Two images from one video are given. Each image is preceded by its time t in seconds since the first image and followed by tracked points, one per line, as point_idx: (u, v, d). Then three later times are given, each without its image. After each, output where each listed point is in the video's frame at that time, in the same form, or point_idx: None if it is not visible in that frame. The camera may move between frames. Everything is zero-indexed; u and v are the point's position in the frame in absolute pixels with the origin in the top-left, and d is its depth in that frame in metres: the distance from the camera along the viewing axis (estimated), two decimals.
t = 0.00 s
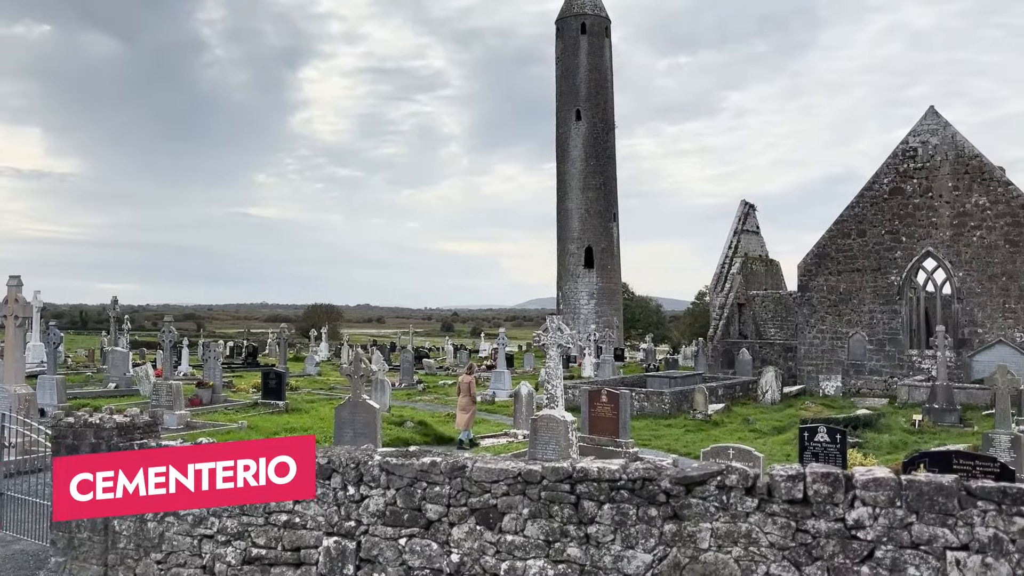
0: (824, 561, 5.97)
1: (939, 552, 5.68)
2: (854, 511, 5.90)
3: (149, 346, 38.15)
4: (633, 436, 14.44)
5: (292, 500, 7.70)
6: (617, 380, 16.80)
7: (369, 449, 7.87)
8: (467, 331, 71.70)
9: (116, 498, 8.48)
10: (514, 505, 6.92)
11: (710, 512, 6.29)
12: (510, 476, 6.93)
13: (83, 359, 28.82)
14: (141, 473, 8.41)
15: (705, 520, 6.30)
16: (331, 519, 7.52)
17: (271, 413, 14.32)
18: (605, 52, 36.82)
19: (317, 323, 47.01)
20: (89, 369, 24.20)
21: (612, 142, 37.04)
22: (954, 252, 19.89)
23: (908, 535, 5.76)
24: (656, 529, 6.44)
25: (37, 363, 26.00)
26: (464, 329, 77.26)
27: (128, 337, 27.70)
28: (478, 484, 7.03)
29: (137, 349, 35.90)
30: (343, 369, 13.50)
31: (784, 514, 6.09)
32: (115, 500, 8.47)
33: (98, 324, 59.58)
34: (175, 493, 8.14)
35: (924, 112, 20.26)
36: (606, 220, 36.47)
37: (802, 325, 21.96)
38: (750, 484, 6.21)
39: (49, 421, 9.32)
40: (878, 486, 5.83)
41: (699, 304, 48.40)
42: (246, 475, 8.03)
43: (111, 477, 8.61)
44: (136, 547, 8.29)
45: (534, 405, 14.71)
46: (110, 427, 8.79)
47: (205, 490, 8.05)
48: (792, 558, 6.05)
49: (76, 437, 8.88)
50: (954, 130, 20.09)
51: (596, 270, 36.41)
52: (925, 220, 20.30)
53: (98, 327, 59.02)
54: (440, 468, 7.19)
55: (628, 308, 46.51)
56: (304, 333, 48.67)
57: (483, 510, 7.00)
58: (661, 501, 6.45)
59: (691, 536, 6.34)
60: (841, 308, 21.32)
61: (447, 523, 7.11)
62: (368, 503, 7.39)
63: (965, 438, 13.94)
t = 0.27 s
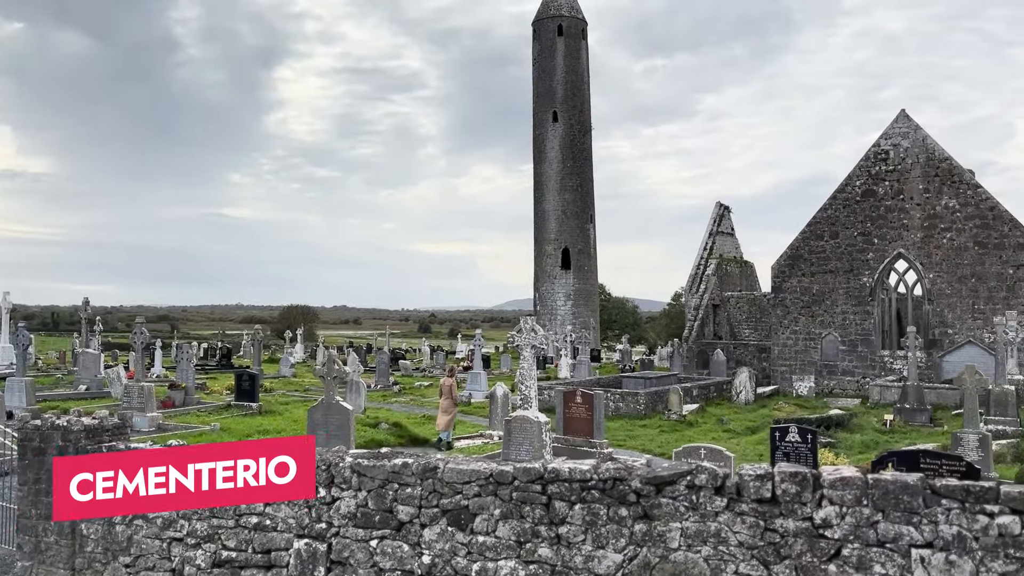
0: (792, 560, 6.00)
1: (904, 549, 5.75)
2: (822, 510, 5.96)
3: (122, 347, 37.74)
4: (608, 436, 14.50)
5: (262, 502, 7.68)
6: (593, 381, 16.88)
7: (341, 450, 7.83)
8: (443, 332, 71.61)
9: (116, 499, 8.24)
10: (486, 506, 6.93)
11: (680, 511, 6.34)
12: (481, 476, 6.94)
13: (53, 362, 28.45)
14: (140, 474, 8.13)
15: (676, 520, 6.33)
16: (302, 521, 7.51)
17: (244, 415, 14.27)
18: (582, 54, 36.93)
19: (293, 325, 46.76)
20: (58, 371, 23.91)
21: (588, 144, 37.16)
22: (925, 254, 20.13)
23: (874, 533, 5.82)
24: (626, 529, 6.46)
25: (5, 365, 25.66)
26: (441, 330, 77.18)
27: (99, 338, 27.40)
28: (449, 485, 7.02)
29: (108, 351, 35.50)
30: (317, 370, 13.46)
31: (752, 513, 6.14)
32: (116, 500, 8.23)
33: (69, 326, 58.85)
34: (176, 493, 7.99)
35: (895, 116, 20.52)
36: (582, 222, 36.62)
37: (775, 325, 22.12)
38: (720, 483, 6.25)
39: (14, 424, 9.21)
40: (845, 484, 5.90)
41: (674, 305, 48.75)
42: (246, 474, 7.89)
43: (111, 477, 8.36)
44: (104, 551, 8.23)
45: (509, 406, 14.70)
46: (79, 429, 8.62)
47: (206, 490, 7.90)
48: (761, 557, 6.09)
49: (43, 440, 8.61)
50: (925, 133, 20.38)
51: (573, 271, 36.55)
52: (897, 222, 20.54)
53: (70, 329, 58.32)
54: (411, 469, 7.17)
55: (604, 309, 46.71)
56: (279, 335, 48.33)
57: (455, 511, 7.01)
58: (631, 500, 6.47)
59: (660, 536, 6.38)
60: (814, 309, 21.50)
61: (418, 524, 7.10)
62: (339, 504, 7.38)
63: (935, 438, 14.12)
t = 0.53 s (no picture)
0: (760, 560, 6.10)
1: (870, 548, 5.88)
2: (789, 510, 6.05)
3: (95, 350, 37.41)
4: (582, 437, 14.51)
5: (231, 505, 7.61)
6: (569, 383, 16.95)
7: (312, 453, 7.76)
8: (421, 334, 71.53)
9: (116, 499, 8.12)
10: (456, 508, 6.94)
11: (650, 512, 6.39)
12: (452, 478, 6.96)
13: (23, 365, 28.17)
14: (140, 473, 8.03)
15: (646, 520, 6.40)
16: (271, 524, 7.45)
17: (216, 418, 14.21)
18: (558, 56, 37.00)
19: (268, 326, 46.58)
20: (28, 374, 23.70)
21: (565, 146, 37.24)
22: (896, 256, 20.36)
23: (840, 533, 5.93)
24: (596, 530, 6.51)
25: None
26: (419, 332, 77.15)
27: (70, 341, 27.17)
28: (420, 487, 7.04)
29: (80, 354, 35.20)
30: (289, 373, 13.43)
31: (721, 513, 6.22)
32: (116, 500, 8.11)
33: (41, 329, 58.26)
34: (175, 493, 7.84)
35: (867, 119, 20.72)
36: (559, 223, 36.74)
37: (749, 327, 22.29)
38: (689, 484, 6.32)
39: None
40: (812, 484, 6.00)
41: (650, 307, 49.08)
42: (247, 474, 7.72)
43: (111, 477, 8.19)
44: (70, 556, 8.20)
45: (484, 407, 14.69)
46: (44, 433, 8.84)
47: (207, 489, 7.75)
48: (729, 557, 6.18)
49: (8, 443, 8.90)
50: (896, 137, 20.61)
51: (550, 273, 36.64)
52: (869, 224, 20.75)
53: (41, 331, 57.74)
54: (382, 471, 7.16)
55: (581, 310, 46.91)
56: (255, 337, 48.05)
57: (425, 514, 7.01)
58: (601, 501, 6.53)
59: (630, 536, 6.42)
60: (787, 310, 21.67)
61: (389, 526, 7.09)
62: (309, 507, 7.34)
63: (906, 438, 14.25)
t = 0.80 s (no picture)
0: (730, 560, 6.10)
1: (838, 548, 5.88)
2: (759, 510, 6.06)
3: (66, 353, 36.96)
4: (558, 439, 14.51)
5: (201, 509, 7.55)
6: (545, 385, 17.02)
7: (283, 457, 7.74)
8: (399, 336, 71.36)
9: (116, 499, 7.85)
10: (428, 511, 6.92)
11: (621, 513, 6.41)
12: (424, 481, 6.93)
13: None
14: (140, 473, 7.81)
15: (618, 522, 6.41)
16: (241, 528, 7.41)
17: (189, 421, 14.11)
18: (536, 57, 37.03)
19: (243, 328, 46.28)
20: None
21: (542, 147, 37.32)
22: (870, 257, 20.58)
23: (809, 532, 5.94)
24: (568, 531, 6.52)
25: None
26: (397, 334, 77.01)
27: (39, 344, 26.82)
28: (392, 490, 7.02)
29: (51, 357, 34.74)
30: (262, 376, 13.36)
31: (692, 513, 6.23)
32: (115, 500, 7.85)
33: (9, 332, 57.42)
34: (176, 493, 7.68)
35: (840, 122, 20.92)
36: (536, 225, 36.82)
37: (725, 328, 22.47)
38: (660, 485, 6.34)
39: None
40: (781, 484, 6.01)
41: (627, 308, 49.34)
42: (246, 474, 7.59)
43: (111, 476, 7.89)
44: (37, 561, 8.06)
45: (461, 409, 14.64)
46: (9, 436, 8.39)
47: (205, 490, 7.60)
48: (700, 557, 6.19)
49: None
50: (869, 139, 20.82)
51: (527, 274, 36.71)
52: (842, 226, 20.95)
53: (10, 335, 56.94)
54: (353, 474, 7.13)
55: (559, 312, 47.03)
56: (230, 339, 47.69)
57: (397, 516, 6.99)
58: (573, 503, 6.53)
59: (601, 537, 6.44)
60: (762, 311, 21.85)
61: (361, 530, 7.06)
62: (279, 511, 7.31)
63: (878, 438, 14.36)
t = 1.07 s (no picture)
0: (702, 560, 6.11)
1: (809, 547, 5.91)
2: (731, 510, 6.08)
3: (37, 356, 36.50)
4: (535, 441, 14.52)
5: (172, 513, 7.46)
6: (522, 387, 17.07)
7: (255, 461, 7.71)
8: (376, 338, 71.13)
9: (116, 499, 7.65)
10: (401, 514, 6.90)
11: (594, 514, 6.40)
12: (396, 483, 6.93)
13: None
14: (140, 473, 7.62)
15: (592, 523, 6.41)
16: (212, 531, 7.33)
17: (162, 424, 14.00)
18: (513, 59, 37.07)
19: (218, 331, 45.95)
20: None
21: (519, 149, 37.40)
22: (844, 259, 20.79)
23: (780, 532, 5.97)
24: (541, 532, 6.51)
25: None
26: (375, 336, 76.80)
27: (8, 347, 26.46)
28: (363, 493, 6.99)
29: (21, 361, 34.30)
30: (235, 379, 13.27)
31: (664, 514, 6.25)
32: (116, 501, 7.65)
33: None
34: (176, 493, 7.49)
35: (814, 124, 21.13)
36: (514, 227, 36.91)
37: (701, 329, 22.66)
38: (633, 485, 6.35)
39: None
40: (752, 484, 6.04)
41: (606, 309, 49.60)
42: (246, 474, 7.44)
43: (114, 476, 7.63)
44: (4, 567, 7.84)
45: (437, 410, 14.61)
46: None
47: (205, 490, 7.43)
48: (672, 557, 6.19)
49: None
50: (843, 141, 21.04)
51: (504, 276, 36.75)
52: (816, 228, 21.15)
53: None
54: (324, 477, 7.12)
55: (537, 314, 47.12)
56: (205, 342, 47.30)
57: (369, 519, 6.95)
58: (545, 504, 6.53)
59: (574, 538, 6.43)
60: (738, 312, 22.05)
61: (332, 533, 7.02)
62: (251, 515, 7.25)
63: (852, 437, 14.48)
